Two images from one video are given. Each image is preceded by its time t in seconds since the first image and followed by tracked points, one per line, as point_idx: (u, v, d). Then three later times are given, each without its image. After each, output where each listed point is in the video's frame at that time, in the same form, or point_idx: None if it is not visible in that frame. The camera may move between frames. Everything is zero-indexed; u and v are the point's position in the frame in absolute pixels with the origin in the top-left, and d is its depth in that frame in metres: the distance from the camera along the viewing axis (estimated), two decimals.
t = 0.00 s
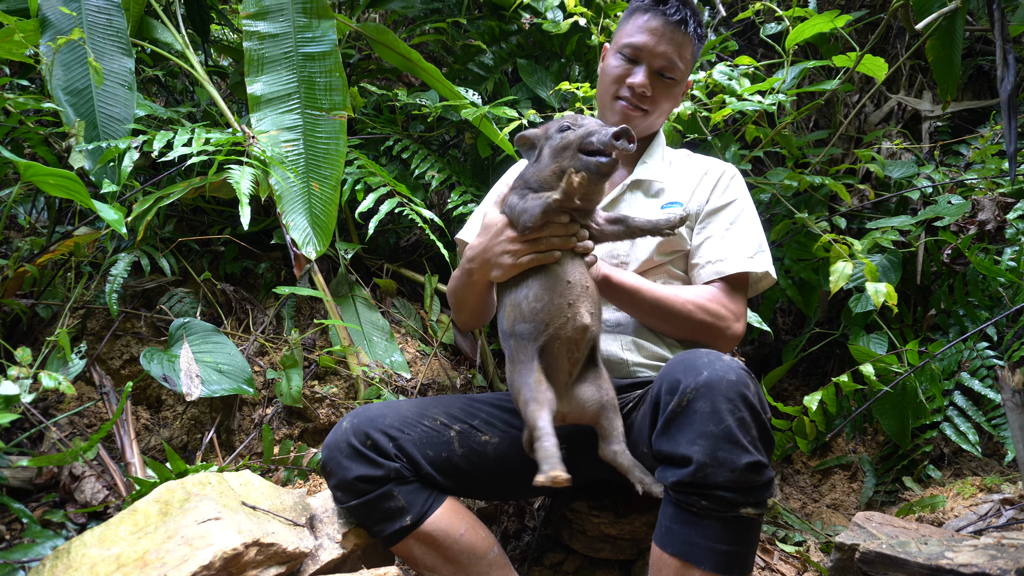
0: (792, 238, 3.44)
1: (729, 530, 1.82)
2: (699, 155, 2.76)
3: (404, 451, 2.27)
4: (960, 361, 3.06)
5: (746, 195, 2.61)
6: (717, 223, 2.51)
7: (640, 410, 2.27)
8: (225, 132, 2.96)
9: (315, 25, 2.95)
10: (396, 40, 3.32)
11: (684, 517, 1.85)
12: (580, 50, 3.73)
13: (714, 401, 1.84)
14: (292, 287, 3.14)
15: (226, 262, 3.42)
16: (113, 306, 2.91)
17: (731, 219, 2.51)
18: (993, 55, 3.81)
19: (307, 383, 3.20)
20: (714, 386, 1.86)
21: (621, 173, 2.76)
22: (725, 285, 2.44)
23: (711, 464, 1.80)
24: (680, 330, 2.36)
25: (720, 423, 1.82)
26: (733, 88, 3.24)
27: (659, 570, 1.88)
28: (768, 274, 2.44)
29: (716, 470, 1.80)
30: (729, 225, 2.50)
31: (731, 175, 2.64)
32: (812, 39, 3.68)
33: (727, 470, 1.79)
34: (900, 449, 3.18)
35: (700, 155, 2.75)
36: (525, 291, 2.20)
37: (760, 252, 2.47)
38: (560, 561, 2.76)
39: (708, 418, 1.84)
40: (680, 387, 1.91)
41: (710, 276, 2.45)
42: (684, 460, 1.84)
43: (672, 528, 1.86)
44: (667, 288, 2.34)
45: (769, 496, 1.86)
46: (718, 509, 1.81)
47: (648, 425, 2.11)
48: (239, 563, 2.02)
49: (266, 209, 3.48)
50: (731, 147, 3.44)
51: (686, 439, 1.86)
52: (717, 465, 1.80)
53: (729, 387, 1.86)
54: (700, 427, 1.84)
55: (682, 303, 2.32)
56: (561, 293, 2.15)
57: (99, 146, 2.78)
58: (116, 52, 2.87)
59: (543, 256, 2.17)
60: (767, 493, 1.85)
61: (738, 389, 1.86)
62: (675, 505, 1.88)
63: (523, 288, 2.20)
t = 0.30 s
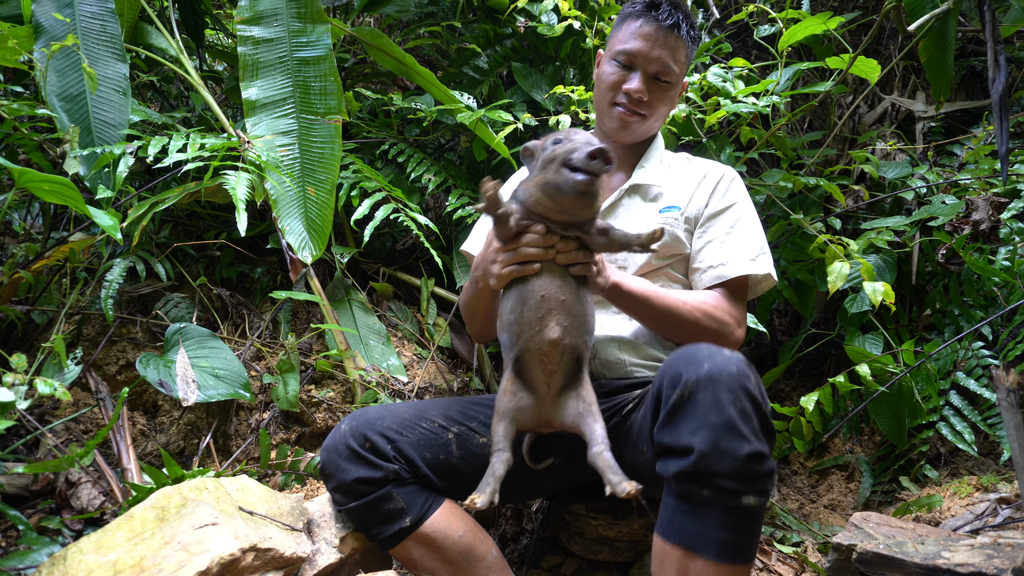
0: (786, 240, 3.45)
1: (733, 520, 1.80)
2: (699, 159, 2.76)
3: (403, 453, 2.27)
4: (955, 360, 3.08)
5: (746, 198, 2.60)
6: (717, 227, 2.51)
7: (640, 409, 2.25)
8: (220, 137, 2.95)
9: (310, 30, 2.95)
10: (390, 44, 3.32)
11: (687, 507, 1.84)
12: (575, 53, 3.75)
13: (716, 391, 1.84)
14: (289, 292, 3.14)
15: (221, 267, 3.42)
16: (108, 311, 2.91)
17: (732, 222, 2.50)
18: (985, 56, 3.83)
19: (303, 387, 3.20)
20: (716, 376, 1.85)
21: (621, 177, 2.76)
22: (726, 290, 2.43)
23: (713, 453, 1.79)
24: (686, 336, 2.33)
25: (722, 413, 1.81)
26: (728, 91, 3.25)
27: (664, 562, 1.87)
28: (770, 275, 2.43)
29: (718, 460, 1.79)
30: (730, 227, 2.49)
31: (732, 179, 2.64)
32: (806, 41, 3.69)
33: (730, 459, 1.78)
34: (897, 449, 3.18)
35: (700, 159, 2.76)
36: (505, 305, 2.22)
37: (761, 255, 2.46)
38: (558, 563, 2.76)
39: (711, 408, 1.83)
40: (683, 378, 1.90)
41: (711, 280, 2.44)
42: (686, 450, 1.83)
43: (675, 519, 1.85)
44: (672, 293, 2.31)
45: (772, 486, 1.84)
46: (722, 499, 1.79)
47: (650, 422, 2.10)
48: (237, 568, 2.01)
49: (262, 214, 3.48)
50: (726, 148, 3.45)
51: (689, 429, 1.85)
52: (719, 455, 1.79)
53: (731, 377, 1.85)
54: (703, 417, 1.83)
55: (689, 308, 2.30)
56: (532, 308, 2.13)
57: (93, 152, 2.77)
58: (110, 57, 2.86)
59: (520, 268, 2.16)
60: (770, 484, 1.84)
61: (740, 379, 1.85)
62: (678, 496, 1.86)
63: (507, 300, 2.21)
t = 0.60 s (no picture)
0: (784, 242, 3.46)
1: (755, 531, 1.80)
2: (707, 158, 2.71)
3: (399, 457, 2.27)
4: (952, 364, 3.08)
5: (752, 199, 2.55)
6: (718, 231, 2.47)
7: (645, 416, 2.23)
8: (218, 139, 2.94)
9: (308, 32, 2.95)
10: (389, 47, 3.32)
11: (707, 518, 1.84)
12: (573, 56, 3.74)
13: (738, 400, 1.85)
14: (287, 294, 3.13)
15: (219, 269, 3.41)
16: (106, 313, 2.90)
17: (737, 225, 2.46)
18: (982, 60, 3.84)
19: (301, 389, 3.20)
20: (738, 384, 1.87)
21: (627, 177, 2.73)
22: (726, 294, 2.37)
23: (735, 462, 1.80)
24: (688, 341, 2.26)
25: (744, 421, 1.83)
26: (726, 94, 3.25)
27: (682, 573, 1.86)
28: (775, 280, 2.39)
29: (740, 469, 1.80)
30: (732, 232, 2.45)
31: (739, 179, 2.58)
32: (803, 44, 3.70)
33: (752, 469, 1.79)
34: (894, 452, 3.19)
35: (708, 158, 2.71)
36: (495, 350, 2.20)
37: (766, 259, 2.41)
38: (556, 566, 2.76)
39: (733, 417, 1.84)
40: (702, 385, 1.91)
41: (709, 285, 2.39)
42: (709, 459, 1.83)
43: (694, 530, 1.85)
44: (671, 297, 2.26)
45: (792, 498, 1.86)
46: (744, 510, 1.80)
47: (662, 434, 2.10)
48: (233, 570, 2.00)
49: (260, 215, 3.48)
50: (725, 151, 3.45)
51: (710, 438, 1.86)
52: (742, 463, 1.80)
53: (752, 386, 1.87)
54: (725, 426, 1.84)
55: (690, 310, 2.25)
56: (514, 358, 2.09)
57: (91, 153, 2.77)
58: (108, 59, 2.87)
59: (496, 317, 2.08)
60: (789, 495, 1.85)
61: (761, 388, 1.87)
62: (697, 507, 1.86)
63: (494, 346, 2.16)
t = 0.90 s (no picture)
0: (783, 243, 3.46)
1: (774, 542, 1.82)
2: (730, 155, 2.39)
3: (399, 459, 2.25)
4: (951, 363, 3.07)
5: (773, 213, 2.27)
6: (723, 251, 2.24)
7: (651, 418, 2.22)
8: (216, 140, 2.95)
9: (307, 33, 2.95)
10: (388, 48, 3.32)
11: (726, 527, 1.84)
12: (571, 56, 3.73)
13: (767, 411, 1.84)
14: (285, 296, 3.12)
15: (218, 270, 3.41)
16: (104, 314, 2.90)
17: (743, 239, 2.23)
18: (980, 60, 3.84)
19: (300, 390, 3.19)
20: (767, 396, 1.86)
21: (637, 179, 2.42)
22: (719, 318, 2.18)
23: (760, 474, 1.80)
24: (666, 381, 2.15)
25: (771, 433, 1.82)
26: (725, 94, 3.27)
27: None
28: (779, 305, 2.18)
29: (764, 481, 1.80)
30: (737, 248, 2.23)
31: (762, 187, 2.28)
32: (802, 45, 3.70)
33: (776, 482, 1.80)
34: (893, 453, 3.19)
35: (730, 155, 2.38)
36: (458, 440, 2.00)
37: (771, 279, 2.19)
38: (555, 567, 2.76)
39: (760, 428, 1.84)
40: (730, 395, 1.89)
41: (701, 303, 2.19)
42: (733, 468, 1.83)
43: (712, 538, 1.86)
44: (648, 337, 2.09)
45: (812, 512, 1.87)
46: (764, 522, 1.81)
47: (677, 439, 2.07)
48: (232, 572, 2.00)
49: (258, 216, 3.48)
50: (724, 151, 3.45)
51: (735, 447, 1.85)
52: (766, 475, 1.80)
53: (781, 398, 1.86)
54: (751, 437, 1.84)
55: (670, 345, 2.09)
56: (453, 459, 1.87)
57: (89, 155, 2.76)
58: (107, 60, 2.86)
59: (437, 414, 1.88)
60: (810, 509, 1.86)
61: (790, 400, 1.87)
62: (717, 515, 1.87)
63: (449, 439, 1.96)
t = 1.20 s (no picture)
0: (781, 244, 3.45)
1: (771, 547, 1.81)
2: (747, 177, 2.18)
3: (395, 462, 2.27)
4: (949, 365, 3.07)
5: (776, 254, 2.15)
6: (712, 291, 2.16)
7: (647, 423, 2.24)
8: (214, 140, 2.95)
9: (305, 34, 2.95)
10: (385, 49, 3.32)
11: (724, 531, 1.84)
12: (569, 56, 3.73)
13: (767, 415, 1.84)
14: (282, 297, 3.12)
15: (215, 271, 3.40)
16: (101, 315, 2.89)
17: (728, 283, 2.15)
18: (977, 62, 3.85)
19: (298, 392, 3.18)
20: (768, 400, 1.85)
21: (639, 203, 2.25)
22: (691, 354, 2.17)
23: (759, 479, 1.79)
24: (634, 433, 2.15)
25: (771, 437, 1.81)
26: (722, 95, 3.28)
27: None
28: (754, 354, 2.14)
29: (763, 485, 1.79)
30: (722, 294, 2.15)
31: (774, 225, 2.12)
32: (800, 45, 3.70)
33: (775, 486, 1.79)
34: (891, 453, 3.19)
35: (748, 179, 2.17)
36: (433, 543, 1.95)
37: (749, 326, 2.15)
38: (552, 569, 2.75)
39: (760, 432, 1.83)
40: (730, 400, 1.90)
41: (678, 338, 2.13)
42: (732, 472, 1.83)
43: (710, 542, 1.85)
44: (610, 415, 2.05)
45: (814, 516, 1.85)
46: (762, 526, 1.80)
47: (676, 446, 2.07)
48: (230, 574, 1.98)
49: (256, 218, 3.48)
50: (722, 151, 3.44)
51: (735, 451, 1.85)
52: (765, 479, 1.79)
53: (780, 402, 1.85)
54: (751, 441, 1.83)
55: (631, 420, 2.06)
56: None
57: (86, 156, 2.76)
58: (104, 61, 2.85)
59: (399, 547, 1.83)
60: (811, 514, 1.84)
61: (790, 405, 1.86)
62: (716, 518, 1.86)
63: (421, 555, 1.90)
